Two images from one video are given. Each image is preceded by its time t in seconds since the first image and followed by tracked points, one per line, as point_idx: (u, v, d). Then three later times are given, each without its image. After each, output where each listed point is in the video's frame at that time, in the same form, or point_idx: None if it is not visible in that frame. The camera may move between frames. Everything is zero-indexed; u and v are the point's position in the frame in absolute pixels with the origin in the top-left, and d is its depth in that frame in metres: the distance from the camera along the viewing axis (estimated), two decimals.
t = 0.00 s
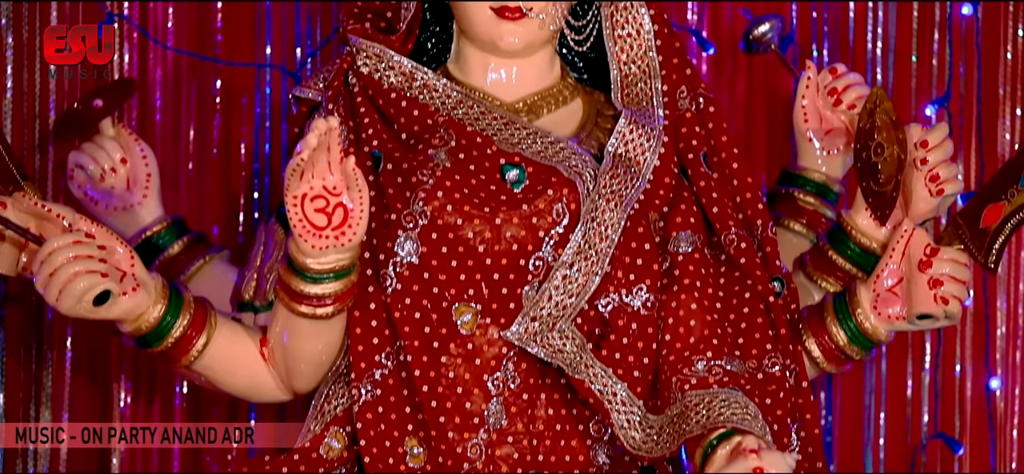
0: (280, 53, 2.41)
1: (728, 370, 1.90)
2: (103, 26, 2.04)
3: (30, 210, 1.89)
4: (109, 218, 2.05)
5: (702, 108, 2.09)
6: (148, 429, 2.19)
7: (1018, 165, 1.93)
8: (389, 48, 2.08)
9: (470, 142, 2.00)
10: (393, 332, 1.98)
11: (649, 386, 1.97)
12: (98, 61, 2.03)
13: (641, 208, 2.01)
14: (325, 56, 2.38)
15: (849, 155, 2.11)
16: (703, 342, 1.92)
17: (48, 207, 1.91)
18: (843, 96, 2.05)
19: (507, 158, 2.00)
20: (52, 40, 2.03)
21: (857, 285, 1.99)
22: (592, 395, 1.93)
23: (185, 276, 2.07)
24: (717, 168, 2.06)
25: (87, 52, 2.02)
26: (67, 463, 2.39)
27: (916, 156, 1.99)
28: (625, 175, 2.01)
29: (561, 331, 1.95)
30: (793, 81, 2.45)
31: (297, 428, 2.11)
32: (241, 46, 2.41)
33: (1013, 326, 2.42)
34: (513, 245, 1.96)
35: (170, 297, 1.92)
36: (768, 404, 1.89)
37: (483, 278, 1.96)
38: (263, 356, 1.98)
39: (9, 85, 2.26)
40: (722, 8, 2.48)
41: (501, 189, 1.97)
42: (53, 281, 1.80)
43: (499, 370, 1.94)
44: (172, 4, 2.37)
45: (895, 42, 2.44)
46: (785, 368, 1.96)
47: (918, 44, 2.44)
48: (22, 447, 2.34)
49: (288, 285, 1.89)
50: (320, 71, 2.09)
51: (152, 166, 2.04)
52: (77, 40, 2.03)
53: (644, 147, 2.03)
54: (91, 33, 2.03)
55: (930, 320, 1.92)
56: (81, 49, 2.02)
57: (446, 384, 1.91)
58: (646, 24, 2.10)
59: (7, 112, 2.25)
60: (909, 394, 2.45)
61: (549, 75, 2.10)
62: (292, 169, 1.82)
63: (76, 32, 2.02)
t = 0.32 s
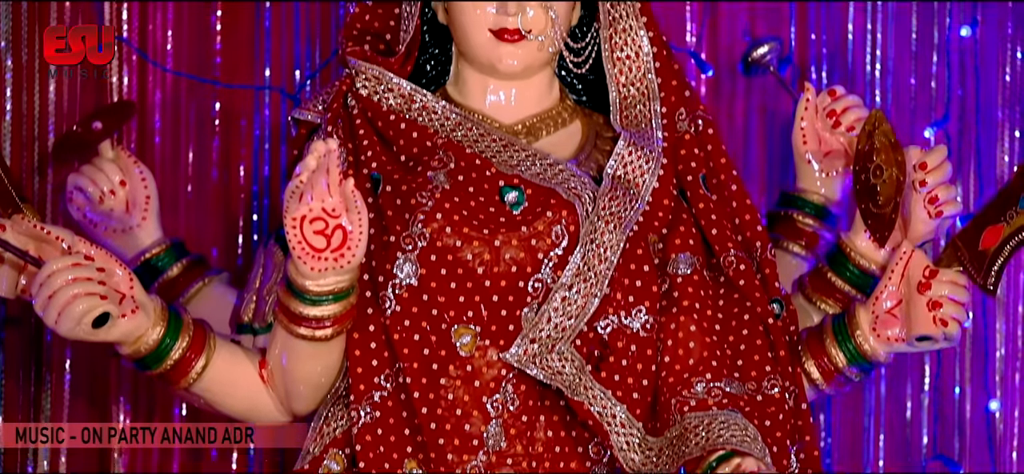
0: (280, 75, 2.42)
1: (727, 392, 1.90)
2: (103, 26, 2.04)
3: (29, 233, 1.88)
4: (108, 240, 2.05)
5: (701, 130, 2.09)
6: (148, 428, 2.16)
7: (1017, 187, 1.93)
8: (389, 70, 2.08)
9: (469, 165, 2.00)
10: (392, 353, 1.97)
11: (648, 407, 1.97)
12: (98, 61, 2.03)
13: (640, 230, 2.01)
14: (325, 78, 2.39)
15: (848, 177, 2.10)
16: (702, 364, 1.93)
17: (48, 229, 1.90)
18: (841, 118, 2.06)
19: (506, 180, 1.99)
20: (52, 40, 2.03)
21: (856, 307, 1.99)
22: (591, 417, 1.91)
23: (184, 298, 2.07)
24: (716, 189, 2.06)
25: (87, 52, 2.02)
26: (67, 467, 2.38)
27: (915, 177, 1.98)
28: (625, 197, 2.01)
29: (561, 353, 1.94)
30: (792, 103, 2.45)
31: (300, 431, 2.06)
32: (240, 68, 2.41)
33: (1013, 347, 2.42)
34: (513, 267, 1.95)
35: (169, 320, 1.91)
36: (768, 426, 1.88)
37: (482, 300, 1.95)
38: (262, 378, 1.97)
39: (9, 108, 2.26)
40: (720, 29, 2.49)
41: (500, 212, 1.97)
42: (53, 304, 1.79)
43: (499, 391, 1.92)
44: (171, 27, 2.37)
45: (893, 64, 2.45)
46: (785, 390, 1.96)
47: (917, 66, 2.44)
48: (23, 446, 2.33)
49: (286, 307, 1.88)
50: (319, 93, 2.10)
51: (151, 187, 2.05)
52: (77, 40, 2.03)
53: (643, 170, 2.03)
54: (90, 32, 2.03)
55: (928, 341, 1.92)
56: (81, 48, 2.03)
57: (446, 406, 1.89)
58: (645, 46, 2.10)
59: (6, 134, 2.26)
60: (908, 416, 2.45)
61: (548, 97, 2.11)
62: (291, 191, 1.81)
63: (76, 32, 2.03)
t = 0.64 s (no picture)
0: (280, 98, 2.42)
1: (729, 415, 1.90)
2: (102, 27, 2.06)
3: (31, 256, 1.88)
4: (109, 263, 2.05)
5: (702, 153, 2.08)
6: (148, 428, 2.10)
7: (1017, 211, 1.93)
8: (389, 93, 2.08)
9: (470, 187, 2.00)
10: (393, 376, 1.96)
11: (648, 430, 1.97)
12: (98, 61, 2.05)
13: (641, 252, 2.00)
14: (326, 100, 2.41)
15: (850, 199, 2.10)
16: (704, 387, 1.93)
17: (48, 252, 1.90)
18: (843, 140, 2.06)
19: (507, 203, 1.99)
20: (52, 40, 2.03)
21: (858, 330, 1.99)
22: (592, 440, 1.91)
23: (185, 321, 2.06)
24: (717, 212, 2.06)
25: (87, 52, 2.04)
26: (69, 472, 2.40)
27: (916, 200, 1.98)
28: (626, 219, 2.00)
29: (562, 376, 1.94)
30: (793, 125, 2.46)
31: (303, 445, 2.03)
32: (241, 91, 2.42)
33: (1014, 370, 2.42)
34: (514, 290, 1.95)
35: (170, 343, 1.90)
36: (769, 449, 1.88)
37: (484, 323, 1.94)
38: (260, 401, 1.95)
39: (11, 131, 2.26)
40: (721, 53, 2.50)
41: (501, 234, 1.97)
42: (54, 328, 1.77)
43: (500, 414, 1.92)
44: (172, 50, 2.38)
45: (895, 87, 2.45)
46: (786, 413, 1.96)
47: (918, 89, 2.44)
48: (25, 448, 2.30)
49: (287, 329, 1.88)
50: (321, 117, 2.10)
51: (154, 211, 2.05)
52: (79, 40, 2.04)
53: (645, 192, 2.03)
54: (90, 33, 2.05)
55: (931, 364, 1.91)
56: (81, 49, 2.04)
57: (447, 429, 1.89)
58: (646, 69, 2.08)
59: (7, 158, 2.25)
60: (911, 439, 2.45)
61: (549, 120, 2.11)
62: (292, 213, 1.79)
63: (76, 33, 2.04)
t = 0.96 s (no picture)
0: (280, 118, 2.43)
1: (729, 435, 1.93)
2: (102, 28, 2.10)
3: (31, 276, 1.87)
4: (109, 284, 2.05)
5: (701, 173, 2.09)
6: (148, 428, 2.00)
7: (1018, 232, 1.92)
8: (389, 113, 2.08)
9: (470, 207, 2.00)
10: (393, 396, 1.96)
11: (648, 450, 1.97)
12: (98, 61, 2.08)
13: (641, 272, 2.00)
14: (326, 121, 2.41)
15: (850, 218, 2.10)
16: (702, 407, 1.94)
17: (48, 272, 1.89)
18: (842, 161, 2.05)
19: (507, 223, 1.99)
20: (52, 41, 2.08)
21: (858, 350, 1.98)
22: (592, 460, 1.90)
23: (185, 342, 2.06)
24: (716, 232, 2.06)
25: (87, 52, 2.07)
26: None
27: (916, 219, 1.98)
28: (626, 239, 2.00)
29: (562, 396, 1.93)
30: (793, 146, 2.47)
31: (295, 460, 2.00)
32: (241, 111, 2.42)
33: (1014, 390, 2.42)
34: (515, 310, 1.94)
35: (170, 364, 1.90)
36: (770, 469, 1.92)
37: (483, 343, 1.93)
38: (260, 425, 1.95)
39: (10, 152, 2.26)
40: (721, 73, 2.50)
41: (501, 254, 1.96)
42: (54, 349, 1.76)
43: (500, 434, 1.91)
44: (172, 71, 2.38)
45: (894, 107, 2.45)
46: (786, 433, 1.96)
47: (918, 109, 2.45)
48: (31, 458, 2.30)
49: (286, 349, 1.88)
50: (320, 136, 2.10)
51: (153, 230, 2.05)
52: (78, 40, 2.07)
53: (644, 212, 2.02)
54: (90, 32, 2.08)
55: (929, 384, 1.90)
56: (81, 49, 2.07)
57: (446, 449, 1.88)
58: (646, 89, 2.08)
59: (7, 179, 2.26)
60: (910, 458, 2.45)
61: (549, 139, 2.12)
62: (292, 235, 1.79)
63: (76, 32, 2.07)
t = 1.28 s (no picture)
0: (280, 140, 2.43)
1: (729, 457, 1.92)
2: (102, 28, 2.10)
3: (31, 299, 1.86)
4: (110, 306, 2.04)
5: (702, 195, 2.09)
6: (147, 428, 1.88)
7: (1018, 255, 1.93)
8: (391, 135, 2.07)
9: (470, 229, 2.00)
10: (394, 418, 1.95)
11: (648, 472, 1.94)
12: (97, 61, 2.08)
13: (642, 294, 2.00)
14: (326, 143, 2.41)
15: (853, 242, 2.11)
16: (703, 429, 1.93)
17: (49, 295, 1.87)
18: (843, 183, 2.05)
19: (507, 245, 1.99)
20: (52, 40, 2.07)
21: (858, 372, 1.98)
22: None
23: (186, 365, 2.05)
24: (717, 254, 2.06)
25: (87, 52, 2.08)
26: None
27: (915, 242, 1.99)
28: (626, 261, 2.00)
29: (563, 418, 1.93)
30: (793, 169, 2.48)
31: None
32: (242, 134, 2.43)
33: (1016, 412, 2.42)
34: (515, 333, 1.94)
35: (170, 386, 1.88)
36: None
37: (485, 365, 1.93)
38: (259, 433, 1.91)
39: (11, 175, 2.27)
40: (721, 95, 2.51)
41: (501, 276, 1.97)
42: (54, 372, 1.74)
43: (500, 457, 1.91)
44: (172, 93, 2.39)
45: (895, 130, 2.45)
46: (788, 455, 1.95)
47: (918, 131, 2.45)
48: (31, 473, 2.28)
49: (286, 370, 1.86)
50: (321, 159, 2.10)
51: (154, 252, 2.05)
52: (78, 41, 2.08)
53: (644, 234, 2.03)
54: (90, 33, 2.09)
55: (930, 406, 1.90)
56: (81, 48, 2.08)
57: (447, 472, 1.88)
58: (646, 111, 2.08)
59: (7, 202, 2.26)
60: None
61: (550, 162, 2.12)
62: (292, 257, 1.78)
63: (76, 32, 2.07)
